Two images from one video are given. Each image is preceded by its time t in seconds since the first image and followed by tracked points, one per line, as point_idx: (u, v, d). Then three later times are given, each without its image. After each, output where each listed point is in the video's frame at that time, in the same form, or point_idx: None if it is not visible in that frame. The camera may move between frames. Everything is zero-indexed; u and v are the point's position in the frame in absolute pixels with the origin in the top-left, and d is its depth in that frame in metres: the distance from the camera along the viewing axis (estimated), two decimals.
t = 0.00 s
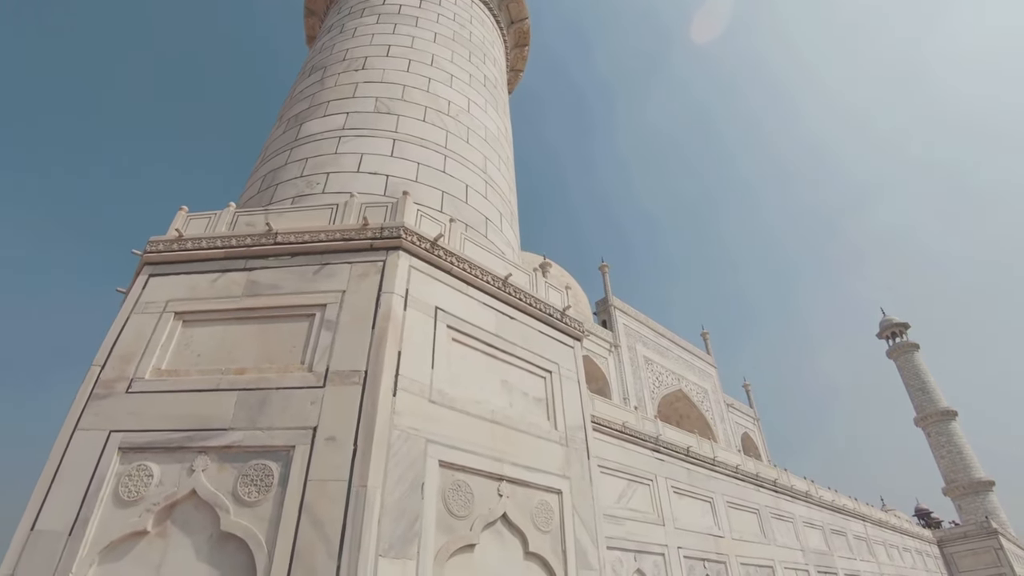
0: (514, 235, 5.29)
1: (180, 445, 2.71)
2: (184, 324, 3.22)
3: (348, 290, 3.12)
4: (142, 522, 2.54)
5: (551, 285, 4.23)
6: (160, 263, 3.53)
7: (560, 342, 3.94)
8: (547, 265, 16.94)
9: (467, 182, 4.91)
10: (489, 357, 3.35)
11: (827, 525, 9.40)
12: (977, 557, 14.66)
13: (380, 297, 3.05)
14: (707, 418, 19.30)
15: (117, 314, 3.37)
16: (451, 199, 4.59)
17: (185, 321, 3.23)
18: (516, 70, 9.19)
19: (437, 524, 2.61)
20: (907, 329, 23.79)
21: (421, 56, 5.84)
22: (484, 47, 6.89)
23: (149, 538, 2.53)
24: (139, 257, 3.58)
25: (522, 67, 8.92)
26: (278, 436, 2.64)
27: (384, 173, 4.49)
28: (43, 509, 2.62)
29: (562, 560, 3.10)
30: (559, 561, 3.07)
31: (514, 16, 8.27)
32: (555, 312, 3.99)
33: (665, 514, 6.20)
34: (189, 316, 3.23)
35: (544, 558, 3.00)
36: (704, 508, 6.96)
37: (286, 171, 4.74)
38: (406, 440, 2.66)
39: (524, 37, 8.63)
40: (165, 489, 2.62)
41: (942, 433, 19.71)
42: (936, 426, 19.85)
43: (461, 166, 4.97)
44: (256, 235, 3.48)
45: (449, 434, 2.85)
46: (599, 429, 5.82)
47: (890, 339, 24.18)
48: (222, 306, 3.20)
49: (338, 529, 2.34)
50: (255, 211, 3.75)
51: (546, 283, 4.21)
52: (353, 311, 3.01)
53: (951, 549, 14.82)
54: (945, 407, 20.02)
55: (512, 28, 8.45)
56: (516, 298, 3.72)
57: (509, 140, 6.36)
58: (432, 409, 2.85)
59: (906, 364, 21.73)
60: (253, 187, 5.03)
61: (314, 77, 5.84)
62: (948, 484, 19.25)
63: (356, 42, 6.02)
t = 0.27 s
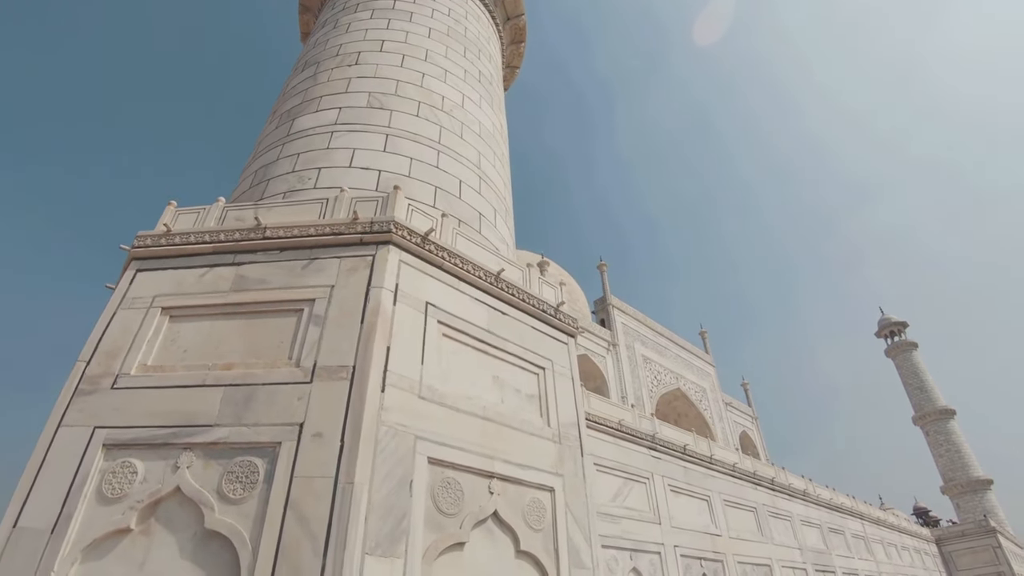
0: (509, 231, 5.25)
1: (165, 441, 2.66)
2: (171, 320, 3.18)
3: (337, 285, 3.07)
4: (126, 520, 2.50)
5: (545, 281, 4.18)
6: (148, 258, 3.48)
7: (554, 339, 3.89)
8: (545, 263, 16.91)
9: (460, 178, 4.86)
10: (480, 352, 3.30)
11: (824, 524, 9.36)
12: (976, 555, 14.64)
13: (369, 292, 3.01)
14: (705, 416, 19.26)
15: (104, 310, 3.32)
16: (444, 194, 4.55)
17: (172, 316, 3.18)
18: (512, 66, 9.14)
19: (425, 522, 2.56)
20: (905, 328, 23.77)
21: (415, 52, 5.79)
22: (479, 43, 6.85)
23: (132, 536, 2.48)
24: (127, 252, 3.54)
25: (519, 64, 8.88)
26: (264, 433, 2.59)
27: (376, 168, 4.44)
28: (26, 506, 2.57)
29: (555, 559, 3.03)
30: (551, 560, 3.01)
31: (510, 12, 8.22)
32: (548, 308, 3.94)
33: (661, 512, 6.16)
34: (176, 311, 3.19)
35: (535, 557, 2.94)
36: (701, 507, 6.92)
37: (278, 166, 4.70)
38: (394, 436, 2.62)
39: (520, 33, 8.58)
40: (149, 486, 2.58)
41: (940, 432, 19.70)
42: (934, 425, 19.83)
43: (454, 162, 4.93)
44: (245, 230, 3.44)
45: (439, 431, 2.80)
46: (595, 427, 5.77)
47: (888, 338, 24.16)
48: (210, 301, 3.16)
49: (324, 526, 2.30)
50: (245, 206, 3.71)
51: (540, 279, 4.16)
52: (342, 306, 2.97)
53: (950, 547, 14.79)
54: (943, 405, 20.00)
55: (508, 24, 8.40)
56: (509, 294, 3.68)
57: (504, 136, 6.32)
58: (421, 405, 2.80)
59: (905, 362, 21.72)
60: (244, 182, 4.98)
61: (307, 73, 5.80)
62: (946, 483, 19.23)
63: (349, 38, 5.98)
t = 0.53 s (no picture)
0: (502, 226, 5.20)
1: (146, 436, 2.61)
2: (155, 314, 3.12)
3: (323, 278, 3.02)
4: (105, 517, 2.45)
5: (536, 275, 4.13)
6: (132, 252, 3.43)
7: (545, 334, 3.84)
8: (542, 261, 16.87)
9: (452, 172, 4.81)
10: (470, 347, 3.26)
11: (821, 521, 9.33)
12: (973, 552, 14.65)
13: (355, 285, 2.96)
14: (703, 414, 19.21)
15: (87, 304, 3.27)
16: (435, 188, 4.50)
17: (156, 310, 3.13)
18: (507, 62, 9.08)
19: (411, 518, 2.51)
20: (902, 326, 23.76)
21: (407, 45, 5.74)
22: (473, 38, 6.79)
23: (111, 533, 2.43)
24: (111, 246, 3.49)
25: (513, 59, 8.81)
26: (246, 427, 2.54)
27: (366, 161, 4.39)
28: (4, 503, 2.51)
29: (545, 557, 2.97)
30: (542, 557, 2.96)
31: (504, 7, 8.15)
32: (539, 302, 3.89)
33: (656, 509, 6.12)
34: (160, 305, 3.13)
35: (525, 554, 2.88)
36: (697, 504, 6.88)
37: (267, 160, 4.64)
38: (379, 431, 2.57)
39: (515, 28, 8.52)
40: (129, 482, 2.52)
41: (937, 429, 19.70)
42: (931, 422, 19.84)
43: (446, 156, 4.88)
44: (231, 223, 3.39)
45: (425, 426, 2.74)
46: (589, 424, 5.72)
47: (886, 336, 24.15)
48: (194, 294, 3.11)
49: (306, 522, 2.25)
50: (231, 199, 3.65)
51: (532, 273, 4.11)
52: (328, 299, 2.92)
53: (947, 544, 14.77)
54: (940, 403, 20.00)
55: (503, 19, 8.34)
56: (499, 288, 3.63)
57: (497, 131, 6.26)
58: (407, 400, 2.75)
59: (902, 360, 21.72)
60: (234, 176, 4.93)
61: (298, 67, 5.74)
62: (943, 480, 19.23)
63: (341, 31, 5.92)
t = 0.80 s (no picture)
0: (495, 221, 5.15)
1: (130, 432, 2.57)
2: (140, 308, 3.08)
3: (311, 271, 2.98)
4: (87, 514, 2.40)
5: (529, 270, 4.09)
6: (118, 246, 3.38)
7: (538, 329, 3.80)
8: (540, 259, 16.83)
9: (445, 166, 4.77)
10: (460, 341, 3.21)
11: (818, 518, 9.32)
12: (970, 549, 14.66)
13: (343, 278, 2.92)
14: (701, 412, 19.19)
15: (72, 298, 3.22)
16: (428, 182, 4.45)
17: (142, 305, 3.09)
18: (502, 58, 9.03)
19: (398, 515, 2.46)
20: (899, 324, 23.77)
21: (400, 39, 5.68)
22: (467, 32, 6.74)
23: (93, 530, 2.39)
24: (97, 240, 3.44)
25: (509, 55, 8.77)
26: (231, 422, 2.50)
27: (358, 155, 4.35)
28: None
29: (536, 554, 2.93)
30: (533, 555, 2.91)
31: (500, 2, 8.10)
32: (532, 297, 3.85)
33: (652, 507, 6.09)
34: (146, 299, 3.09)
35: (516, 551, 2.83)
36: (693, 501, 6.86)
37: (258, 154, 4.60)
38: (366, 426, 2.52)
39: (510, 24, 8.47)
40: (112, 479, 2.48)
41: (934, 427, 19.72)
42: (928, 419, 19.85)
43: (439, 150, 4.83)
44: (218, 217, 3.34)
45: (414, 421, 2.70)
46: (585, 421, 5.68)
47: (883, 333, 24.17)
48: (180, 289, 3.07)
49: (290, 518, 2.21)
50: (219, 192, 3.61)
51: (524, 268, 4.08)
52: (315, 292, 2.88)
53: (944, 541, 14.78)
54: (937, 400, 20.02)
55: (498, 15, 8.29)
56: (491, 282, 3.59)
57: (492, 126, 6.22)
58: (396, 395, 2.71)
59: (899, 358, 21.73)
60: (225, 171, 4.88)
61: (290, 61, 5.69)
62: (940, 477, 19.25)
63: (334, 25, 5.87)
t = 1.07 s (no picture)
0: (489, 216, 5.11)
1: (113, 427, 2.52)
2: (126, 302, 3.04)
3: (298, 265, 2.94)
4: (68, 510, 2.36)
5: (522, 264, 4.05)
6: (105, 239, 3.33)
7: (531, 323, 3.77)
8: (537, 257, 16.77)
9: (438, 160, 4.73)
10: (451, 336, 3.18)
11: (815, 515, 9.30)
12: (966, 546, 14.69)
13: (331, 272, 2.88)
14: (698, 410, 19.17)
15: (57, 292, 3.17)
16: (420, 177, 4.41)
17: (127, 299, 3.04)
18: (498, 54, 8.98)
19: (386, 511, 2.42)
20: (896, 321, 23.78)
21: (394, 33, 5.63)
22: (461, 27, 6.69)
23: (74, 527, 2.34)
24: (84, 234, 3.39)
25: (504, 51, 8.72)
26: (215, 417, 2.46)
27: (349, 149, 4.30)
28: None
29: (527, 551, 2.89)
30: (524, 551, 2.87)
31: None
32: (524, 291, 3.81)
33: (648, 504, 6.06)
34: (131, 293, 3.04)
35: (506, 548, 2.79)
36: (689, 498, 6.83)
37: (248, 148, 4.55)
38: (353, 421, 2.48)
39: (506, 19, 8.43)
40: (94, 474, 2.44)
41: (931, 424, 19.73)
42: (925, 417, 19.87)
43: (432, 144, 4.79)
44: (206, 210, 3.30)
45: (402, 416, 2.66)
46: (580, 417, 5.65)
47: (880, 331, 24.17)
48: (166, 282, 3.02)
49: (274, 514, 2.17)
50: (208, 186, 3.56)
51: (517, 262, 4.04)
52: (303, 286, 2.84)
53: (941, 538, 14.79)
54: (934, 398, 20.03)
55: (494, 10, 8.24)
56: (482, 276, 3.55)
57: (486, 121, 6.18)
58: (384, 389, 2.67)
59: (896, 355, 21.74)
60: (216, 165, 4.84)
61: (283, 55, 5.64)
62: (938, 475, 19.27)
63: (327, 19, 5.81)
